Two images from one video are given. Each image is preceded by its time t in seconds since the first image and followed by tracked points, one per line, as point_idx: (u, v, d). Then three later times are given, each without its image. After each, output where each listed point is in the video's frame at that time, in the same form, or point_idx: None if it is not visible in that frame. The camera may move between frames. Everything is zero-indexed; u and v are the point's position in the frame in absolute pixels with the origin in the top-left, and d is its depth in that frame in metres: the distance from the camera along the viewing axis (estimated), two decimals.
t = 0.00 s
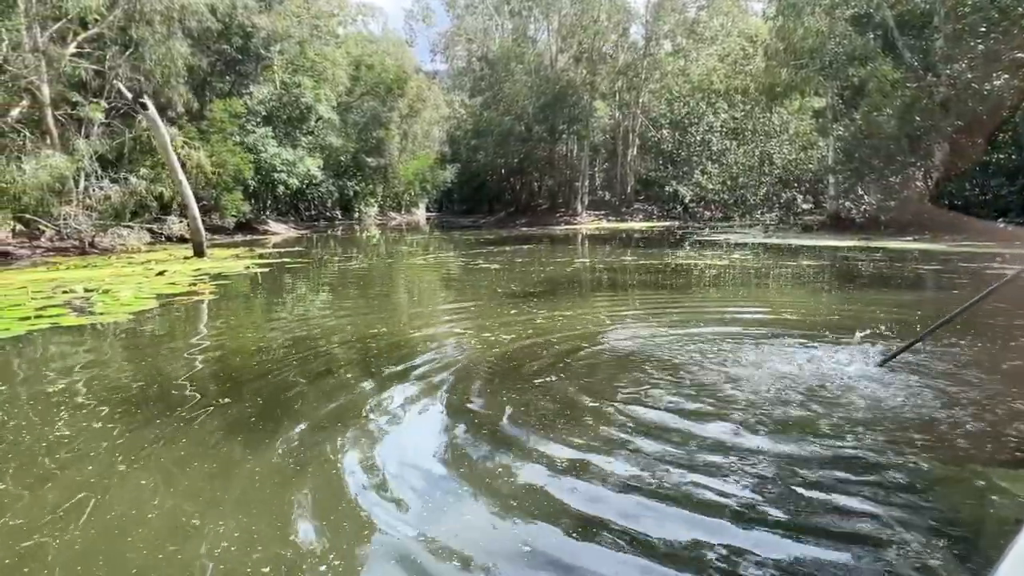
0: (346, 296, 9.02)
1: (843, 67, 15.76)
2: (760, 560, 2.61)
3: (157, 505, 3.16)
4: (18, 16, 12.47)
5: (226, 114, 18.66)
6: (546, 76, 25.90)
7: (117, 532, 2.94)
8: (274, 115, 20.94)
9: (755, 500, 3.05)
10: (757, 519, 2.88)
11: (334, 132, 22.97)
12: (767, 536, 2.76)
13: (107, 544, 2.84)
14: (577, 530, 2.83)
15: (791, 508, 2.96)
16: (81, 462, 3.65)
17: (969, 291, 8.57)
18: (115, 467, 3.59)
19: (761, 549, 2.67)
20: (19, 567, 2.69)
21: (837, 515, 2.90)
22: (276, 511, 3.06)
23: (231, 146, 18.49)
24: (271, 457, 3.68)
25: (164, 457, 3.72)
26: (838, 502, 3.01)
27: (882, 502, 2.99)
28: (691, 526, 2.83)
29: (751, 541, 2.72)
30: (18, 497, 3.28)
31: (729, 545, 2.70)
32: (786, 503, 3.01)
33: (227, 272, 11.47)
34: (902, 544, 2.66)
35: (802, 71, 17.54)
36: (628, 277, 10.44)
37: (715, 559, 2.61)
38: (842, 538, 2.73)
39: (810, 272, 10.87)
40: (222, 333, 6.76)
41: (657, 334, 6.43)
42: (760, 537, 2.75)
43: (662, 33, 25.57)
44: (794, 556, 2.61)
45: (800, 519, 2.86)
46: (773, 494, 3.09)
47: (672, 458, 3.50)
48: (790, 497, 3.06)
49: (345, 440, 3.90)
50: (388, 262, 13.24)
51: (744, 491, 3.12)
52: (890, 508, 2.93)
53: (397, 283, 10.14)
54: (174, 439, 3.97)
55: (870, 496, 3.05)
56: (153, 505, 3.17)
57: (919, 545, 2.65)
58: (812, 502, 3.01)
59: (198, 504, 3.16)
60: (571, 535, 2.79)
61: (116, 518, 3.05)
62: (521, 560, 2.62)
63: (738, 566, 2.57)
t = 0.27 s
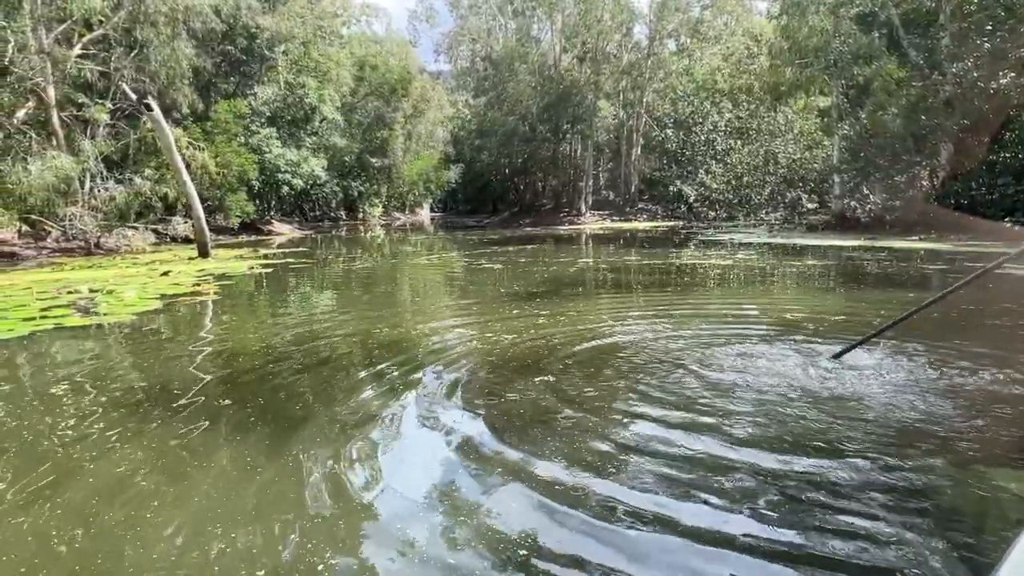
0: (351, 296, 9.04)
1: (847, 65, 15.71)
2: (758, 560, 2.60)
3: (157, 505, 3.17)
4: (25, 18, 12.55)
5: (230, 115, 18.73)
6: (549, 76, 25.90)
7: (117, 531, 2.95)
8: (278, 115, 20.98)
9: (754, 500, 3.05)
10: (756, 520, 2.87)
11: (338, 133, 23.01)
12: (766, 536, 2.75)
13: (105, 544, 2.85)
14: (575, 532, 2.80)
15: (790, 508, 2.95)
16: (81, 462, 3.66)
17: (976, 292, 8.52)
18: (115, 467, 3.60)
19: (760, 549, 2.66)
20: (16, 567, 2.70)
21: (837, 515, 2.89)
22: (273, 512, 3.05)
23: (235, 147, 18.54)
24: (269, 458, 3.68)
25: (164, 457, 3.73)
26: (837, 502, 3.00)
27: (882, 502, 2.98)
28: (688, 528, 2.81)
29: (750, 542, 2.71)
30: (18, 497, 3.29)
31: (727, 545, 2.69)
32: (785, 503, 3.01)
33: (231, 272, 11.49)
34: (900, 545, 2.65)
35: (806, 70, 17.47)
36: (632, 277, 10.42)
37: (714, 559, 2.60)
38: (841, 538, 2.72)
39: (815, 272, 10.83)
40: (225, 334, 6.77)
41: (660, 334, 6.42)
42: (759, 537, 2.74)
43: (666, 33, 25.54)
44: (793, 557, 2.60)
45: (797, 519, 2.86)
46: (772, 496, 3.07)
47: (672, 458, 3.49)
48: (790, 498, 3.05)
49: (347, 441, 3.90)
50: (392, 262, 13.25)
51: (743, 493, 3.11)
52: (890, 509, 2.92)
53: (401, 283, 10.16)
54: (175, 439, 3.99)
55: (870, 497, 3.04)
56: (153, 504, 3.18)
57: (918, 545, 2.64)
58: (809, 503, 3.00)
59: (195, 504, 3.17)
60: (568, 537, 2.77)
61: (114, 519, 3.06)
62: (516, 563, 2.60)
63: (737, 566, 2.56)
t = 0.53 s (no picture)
0: (356, 296, 9.08)
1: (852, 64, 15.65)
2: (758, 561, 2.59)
3: (159, 505, 3.18)
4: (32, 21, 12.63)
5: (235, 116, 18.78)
6: (554, 76, 25.91)
7: (118, 532, 2.96)
8: (283, 117, 21.02)
9: (755, 501, 3.03)
10: (757, 521, 2.86)
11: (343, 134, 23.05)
12: (767, 536, 2.74)
13: (106, 544, 2.86)
14: (570, 534, 2.78)
15: (792, 510, 2.94)
16: (83, 463, 3.67)
17: (984, 292, 8.47)
18: (116, 468, 3.61)
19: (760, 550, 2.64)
20: (19, 567, 2.71)
21: (838, 516, 2.87)
22: (271, 513, 3.05)
23: (240, 149, 18.59)
24: (270, 459, 3.69)
25: (165, 457, 3.74)
26: (839, 504, 2.98)
27: (884, 503, 2.97)
28: (689, 528, 2.81)
29: (750, 542, 2.70)
30: (20, 498, 3.30)
31: (728, 546, 2.68)
32: (786, 504, 3.00)
33: (236, 273, 11.53)
34: (902, 547, 2.63)
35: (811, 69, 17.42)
36: (637, 278, 10.42)
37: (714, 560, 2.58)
38: (842, 539, 2.71)
39: (821, 272, 10.80)
40: (229, 334, 6.80)
41: (665, 335, 6.41)
42: (760, 538, 2.73)
43: (670, 33, 25.46)
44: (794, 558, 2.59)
45: (798, 520, 2.85)
46: (773, 498, 3.05)
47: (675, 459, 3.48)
48: (791, 499, 3.04)
49: (349, 441, 3.90)
50: (397, 263, 13.27)
51: (742, 494, 3.10)
52: (892, 509, 2.91)
53: (406, 284, 10.19)
54: (178, 439, 4.00)
55: (872, 498, 3.02)
56: (154, 504, 3.19)
57: (920, 546, 2.62)
58: (811, 504, 2.99)
59: (195, 505, 3.18)
60: (562, 539, 2.75)
61: (117, 519, 3.07)
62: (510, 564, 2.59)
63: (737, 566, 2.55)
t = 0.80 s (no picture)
0: (362, 296, 9.13)
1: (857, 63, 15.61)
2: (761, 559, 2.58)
3: (165, 504, 3.20)
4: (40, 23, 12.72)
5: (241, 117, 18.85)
6: (558, 76, 25.93)
7: (125, 530, 2.98)
8: (288, 118, 21.08)
9: (759, 501, 3.03)
10: (761, 519, 2.86)
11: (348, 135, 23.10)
12: (770, 534, 2.74)
13: (112, 542, 2.88)
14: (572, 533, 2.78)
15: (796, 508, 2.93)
16: (89, 463, 3.69)
17: (990, 291, 8.44)
18: (124, 467, 3.63)
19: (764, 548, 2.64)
20: (25, 565, 2.73)
21: (842, 515, 2.87)
22: (275, 513, 3.06)
23: (245, 150, 18.66)
24: (275, 458, 3.71)
25: (171, 457, 3.75)
26: (843, 502, 2.98)
27: (888, 501, 2.96)
28: (693, 526, 2.81)
29: (753, 541, 2.70)
30: (26, 497, 3.32)
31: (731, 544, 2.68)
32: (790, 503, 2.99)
33: (241, 274, 11.58)
34: (906, 545, 2.62)
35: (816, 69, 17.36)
36: (641, 278, 10.43)
37: (718, 559, 2.58)
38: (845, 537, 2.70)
39: (827, 272, 10.78)
40: (235, 335, 6.83)
41: (669, 334, 6.43)
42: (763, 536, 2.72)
43: (676, 32, 25.19)
44: (797, 556, 2.58)
45: (803, 519, 2.85)
46: (778, 497, 3.06)
47: (679, 459, 3.49)
48: (796, 498, 3.03)
49: (354, 441, 3.92)
50: (402, 263, 13.32)
51: (747, 493, 3.10)
52: (895, 507, 2.91)
53: (411, 284, 10.23)
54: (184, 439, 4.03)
55: (875, 495, 3.02)
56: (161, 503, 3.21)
57: (923, 544, 2.62)
58: (816, 503, 2.99)
59: (201, 503, 3.20)
60: (565, 539, 2.74)
61: (122, 518, 3.08)
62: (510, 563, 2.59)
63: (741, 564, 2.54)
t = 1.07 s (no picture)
0: (369, 297, 9.18)
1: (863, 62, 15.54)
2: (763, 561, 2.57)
3: (169, 503, 3.22)
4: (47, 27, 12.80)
5: (246, 119, 18.92)
6: (563, 76, 25.91)
7: (129, 529, 3.00)
8: (293, 119, 21.10)
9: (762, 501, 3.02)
10: (764, 519, 2.85)
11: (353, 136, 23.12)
12: (772, 535, 2.73)
13: (116, 543, 2.89)
14: (575, 536, 2.76)
15: (799, 509, 2.93)
16: (94, 463, 3.71)
17: (999, 291, 8.37)
18: (129, 467, 3.65)
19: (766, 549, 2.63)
20: (31, 564, 2.75)
21: (844, 515, 2.85)
22: (279, 514, 3.06)
23: (251, 151, 18.71)
24: (280, 458, 3.72)
25: (175, 458, 3.77)
26: (846, 502, 2.97)
27: (890, 501, 2.95)
28: (695, 527, 2.79)
29: (756, 540, 2.69)
30: (33, 497, 3.34)
31: (734, 544, 2.67)
32: (793, 504, 2.98)
33: (247, 275, 11.63)
34: (909, 546, 2.60)
35: (823, 68, 17.28)
36: (647, 277, 10.42)
37: (719, 559, 2.57)
38: (848, 538, 2.69)
39: (833, 271, 10.73)
40: (240, 335, 6.86)
41: (674, 334, 6.45)
42: (766, 537, 2.71)
43: (681, 32, 25.00)
44: (799, 557, 2.57)
45: (806, 520, 2.84)
46: (782, 498, 3.05)
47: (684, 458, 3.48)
48: (799, 498, 3.02)
49: (358, 442, 3.92)
50: (407, 263, 13.35)
51: (750, 494, 3.10)
52: (898, 506, 2.90)
53: (417, 285, 10.25)
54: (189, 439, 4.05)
55: (878, 496, 3.01)
56: (166, 503, 3.23)
57: (926, 545, 2.60)
58: (819, 503, 2.98)
59: (205, 503, 3.21)
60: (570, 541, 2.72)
61: (126, 518, 3.10)
62: (512, 566, 2.57)
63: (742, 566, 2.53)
